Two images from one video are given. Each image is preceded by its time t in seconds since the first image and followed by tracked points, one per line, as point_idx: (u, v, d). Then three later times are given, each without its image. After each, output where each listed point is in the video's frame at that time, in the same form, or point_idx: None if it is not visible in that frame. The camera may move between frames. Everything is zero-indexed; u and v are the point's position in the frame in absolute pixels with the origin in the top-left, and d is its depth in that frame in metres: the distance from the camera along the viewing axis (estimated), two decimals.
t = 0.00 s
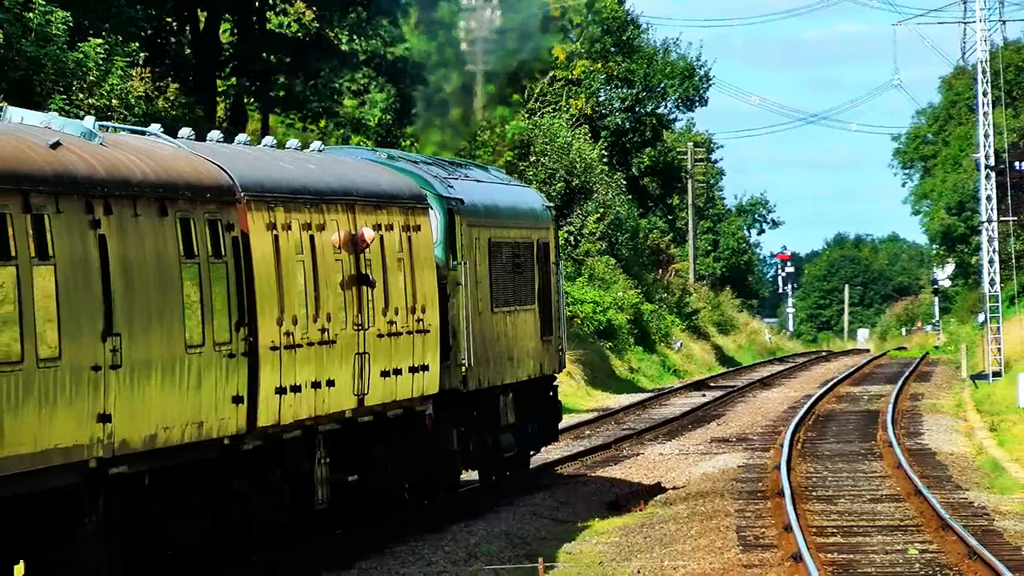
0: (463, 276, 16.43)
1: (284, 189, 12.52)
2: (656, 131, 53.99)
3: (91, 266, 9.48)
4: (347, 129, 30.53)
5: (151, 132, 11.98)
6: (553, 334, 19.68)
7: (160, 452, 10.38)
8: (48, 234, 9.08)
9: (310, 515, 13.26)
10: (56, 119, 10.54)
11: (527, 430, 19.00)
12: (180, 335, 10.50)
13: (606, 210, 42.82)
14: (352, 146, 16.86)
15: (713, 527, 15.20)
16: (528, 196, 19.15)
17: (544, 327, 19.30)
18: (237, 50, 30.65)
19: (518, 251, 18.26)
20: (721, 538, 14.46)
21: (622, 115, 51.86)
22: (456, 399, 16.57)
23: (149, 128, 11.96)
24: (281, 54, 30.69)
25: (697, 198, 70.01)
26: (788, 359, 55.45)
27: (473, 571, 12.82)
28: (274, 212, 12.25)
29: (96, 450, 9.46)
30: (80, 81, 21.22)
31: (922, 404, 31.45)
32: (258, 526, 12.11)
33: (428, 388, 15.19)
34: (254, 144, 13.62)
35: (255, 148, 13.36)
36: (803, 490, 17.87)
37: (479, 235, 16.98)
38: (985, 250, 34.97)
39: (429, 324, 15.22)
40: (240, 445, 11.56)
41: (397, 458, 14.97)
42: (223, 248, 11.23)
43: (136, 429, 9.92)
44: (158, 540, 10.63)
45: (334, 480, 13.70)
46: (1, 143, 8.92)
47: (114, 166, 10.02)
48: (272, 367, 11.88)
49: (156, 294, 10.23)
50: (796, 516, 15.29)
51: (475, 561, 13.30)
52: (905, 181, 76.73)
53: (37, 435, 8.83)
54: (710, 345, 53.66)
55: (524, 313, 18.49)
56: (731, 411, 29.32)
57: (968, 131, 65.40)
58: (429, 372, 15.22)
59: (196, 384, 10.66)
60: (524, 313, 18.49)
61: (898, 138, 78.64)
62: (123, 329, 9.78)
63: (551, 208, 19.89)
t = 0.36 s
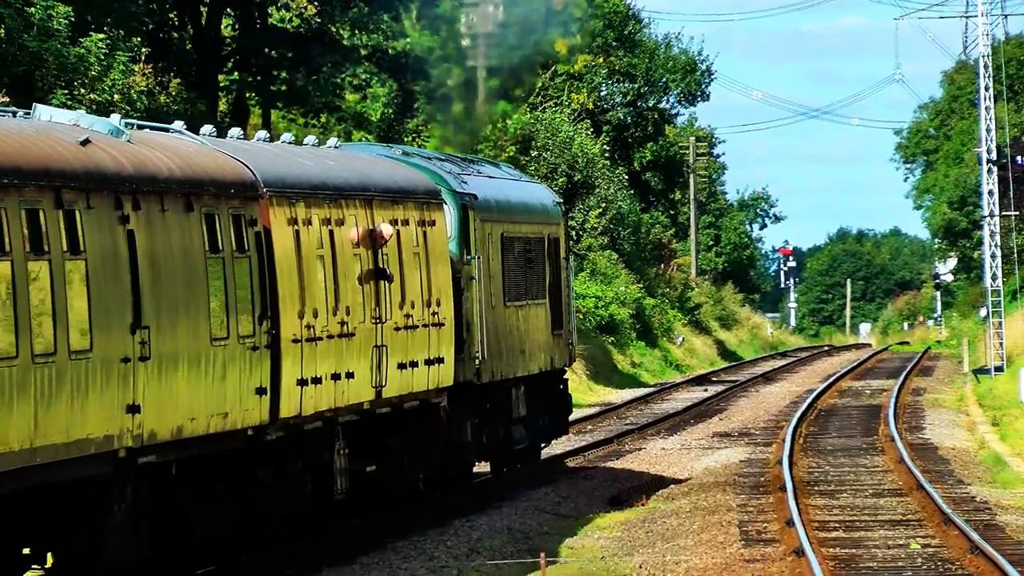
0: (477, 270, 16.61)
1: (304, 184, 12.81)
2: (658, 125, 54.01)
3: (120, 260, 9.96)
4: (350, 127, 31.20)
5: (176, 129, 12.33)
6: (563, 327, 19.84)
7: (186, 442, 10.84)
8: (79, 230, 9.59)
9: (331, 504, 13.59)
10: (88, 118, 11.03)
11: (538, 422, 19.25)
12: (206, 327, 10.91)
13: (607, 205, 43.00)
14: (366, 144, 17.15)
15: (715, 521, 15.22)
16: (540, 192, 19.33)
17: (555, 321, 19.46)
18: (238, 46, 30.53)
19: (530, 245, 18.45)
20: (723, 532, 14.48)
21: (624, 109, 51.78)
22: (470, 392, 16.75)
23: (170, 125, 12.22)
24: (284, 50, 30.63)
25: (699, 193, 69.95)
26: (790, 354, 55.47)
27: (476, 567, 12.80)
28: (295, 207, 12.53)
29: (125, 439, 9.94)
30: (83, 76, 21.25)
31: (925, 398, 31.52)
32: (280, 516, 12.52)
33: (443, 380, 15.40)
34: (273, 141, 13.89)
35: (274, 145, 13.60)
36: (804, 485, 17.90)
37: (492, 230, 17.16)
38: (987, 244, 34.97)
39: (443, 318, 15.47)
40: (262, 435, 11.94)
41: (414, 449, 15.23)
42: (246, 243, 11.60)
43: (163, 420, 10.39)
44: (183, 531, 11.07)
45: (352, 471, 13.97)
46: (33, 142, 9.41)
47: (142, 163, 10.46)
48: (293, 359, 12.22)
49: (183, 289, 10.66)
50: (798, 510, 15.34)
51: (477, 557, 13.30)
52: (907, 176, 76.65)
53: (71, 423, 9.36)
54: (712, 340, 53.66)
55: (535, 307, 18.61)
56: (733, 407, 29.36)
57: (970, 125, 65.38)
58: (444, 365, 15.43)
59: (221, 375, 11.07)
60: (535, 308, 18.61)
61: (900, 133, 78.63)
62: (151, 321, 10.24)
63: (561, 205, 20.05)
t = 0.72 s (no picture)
0: (487, 262, 17.11)
1: (322, 180, 13.29)
2: (657, 119, 53.97)
3: (145, 253, 10.30)
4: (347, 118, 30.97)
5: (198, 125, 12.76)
6: (570, 320, 20.28)
7: (209, 432, 11.21)
8: (107, 224, 9.91)
9: (346, 492, 14.10)
10: (114, 112, 11.35)
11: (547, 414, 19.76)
12: (229, 318, 11.32)
13: (605, 198, 43.03)
14: (378, 138, 17.60)
15: (714, 514, 15.24)
16: (546, 185, 19.76)
17: (562, 313, 19.90)
18: (236, 39, 30.65)
19: (537, 239, 18.92)
20: (722, 526, 14.50)
21: (623, 102, 51.54)
22: (479, 382, 17.29)
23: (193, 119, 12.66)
24: (282, 43, 30.68)
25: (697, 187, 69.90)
26: (788, 347, 55.46)
27: (474, 561, 12.84)
28: (313, 201, 12.99)
29: (149, 427, 10.26)
30: (81, 69, 21.24)
31: (923, 391, 31.59)
32: (297, 504, 13.02)
33: (455, 370, 15.93)
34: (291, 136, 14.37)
35: (292, 141, 14.08)
36: (804, 478, 17.93)
37: (500, 224, 17.63)
38: (986, 237, 34.96)
39: (454, 309, 15.95)
40: (282, 424, 12.40)
41: (426, 438, 15.78)
42: (267, 237, 12.04)
43: (186, 411, 10.72)
44: (205, 516, 11.56)
45: (369, 459, 14.52)
46: (63, 139, 9.75)
47: (166, 158, 10.81)
48: (313, 350, 12.68)
49: (205, 281, 11.04)
50: (797, 503, 15.36)
51: (475, 550, 13.34)
52: (906, 169, 76.56)
53: (99, 411, 9.64)
54: (710, 333, 53.66)
55: (542, 299, 19.06)
56: (732, 399, 29.40)
57: (968, 118, 65.31)
58: (455, 356, 15.90)
59: (242, 365, 11.47)
60: (542, 300, 19.06)
61: (898, 126, 78.56)
62: (175, 313, 10.59)
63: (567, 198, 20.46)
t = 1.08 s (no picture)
0: (497, 254, 17.09)
1: (338, 172, 13.36)
2: (655, 111, 53.93)
3: (169, 244, 10.47)
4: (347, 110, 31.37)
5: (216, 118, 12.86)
6: (576, 311, 20.35)
7: (230, 419, 11.38)
8: (133, 216, 10.08)
9: (361, 480, 14.28)
10: (137, 107, 11.52)
11: (553, 403, 19.85)
12: (250, 308, 11.49)
13: (604, 190, 43.09)
14: (388, 131, 17.61)
15: (712, 507, 15.23)
16: (551, 179, 19.80)
17: (569, 304, 19.94)
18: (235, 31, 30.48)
19: (545, 231, 18.95)
20: (720, 518, 14.50)
21: (621, 95, 51.82)
22: (489, 372, 17.34)
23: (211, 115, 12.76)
24: (280, 35, 30.34)
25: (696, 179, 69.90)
26: (787, 339, 55.51)
27: (473, 553, 12.84)
28: (329, 193, 13.08)
29: (174, 414, 10.45)
30: (80, 61, 21.23)
31: (922, 383, 31.60)
32: (312, 492, 13.22)
33: (466, 359, 15.96)
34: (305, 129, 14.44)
35: (306, 133, 14.13)
36: (802, 470, 17.93)
37: (510, 216, 17.66)
38: (984, 229, 34.92)
39: (466, 300, 15.98)
40: (300, 413, 12.58)
41: (439, 427, 15.93)
42: (286, 228, 12.17)
43: (208, 399, 10.90)
44: (223, 502, 11.77)
45: (382, 447, 14.70)
46: (90, 133, 9.92)
47: (188, 151, 10.95)
48: (330, 339, 12.85)
49: (228, 272, 11.21)
50: (795, 495, 15.36)
51: (474, 541, 13.35)
52: (904, 162, 76.59)
53: (126, 399, 9.83)
54: (710, 325, 53.69)
55: (550, 290, 19.11)
56: (730, 391, 29.39)
57: (967, 111, 65.29)
58: (466, 345, 15.96)
59: (262, 354, 11.65)
60: (550, 291, 19.11)
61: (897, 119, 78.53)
62: (197, 302, 10.76)
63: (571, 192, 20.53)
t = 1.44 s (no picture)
0: (504, 249, 17.31)
1: (352, 169, 13.71)
2: (652, 107, 53.86)
3: (192, 239, 10.69)
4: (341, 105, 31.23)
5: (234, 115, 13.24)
6: (581, 305, 20.45)
7: (248, 410, 11.55)
8: (157, 211, 10.28)
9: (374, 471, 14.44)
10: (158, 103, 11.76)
11: (557, 397, 19.93)
12: (269, 301, 11.75)
13: (601, 186, 43.06)
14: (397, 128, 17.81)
15: (708, 503, 15.22)
16: (557, 175, 20.02)
17: (573, 299, 20.14)
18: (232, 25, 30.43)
19: (551, 226, 19.19)
20: (716, 514, 14.48)
21: (618, 91, 51.98)
22: (497, 365, 17.57)
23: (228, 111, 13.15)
24: (278, 30, 30.30)
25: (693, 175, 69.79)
26: (784, 336, 55.47)
27: (468, 549, 12.80)
28: (344, 189, 13.47)
29: (195, 404, 10.65)
30: (77, 56, 21.20)
31: (918, 380, 31.59)
32: (326, 483, 13.35)
33: (473, 352, 16.30)
34: (317, 126, 14.79)
35: (319, 130, 14.48)
36: (799, 466, 17.92)
37: (517, 212, 17.93)
38: (981, 226, 34.90)
39: (474, 294, 16.34)
40: (316, 404, 12.76)
41: (448, 419, 16.09)
42: (303, 223, 12.49)
43: (228, 390, 11.13)
44: (244, 492, 11.87)
45: (394, 439, 14.88)
46: (116, 130, 10.15)
47: (210, 147, 11.21)
48: (345, 332, 13.18)
49: (247, 266, 11.44)
50: (792, 491, 15.35)
51: (470, 537, 13.33)
52: (901, 158, 76.51)
53: (149, 390, 10.03)
54: (706, 322, 53.66)
55: (555, 285, 19.34)
56: (726, 388, 29.34)
57: (964, 107, 65.29)
58: (474, 339, 16.31)
59: (280, 346, 11.90)
60: (556, 286, 19.34)
61: (893, 115, 78.47)
62: (218, 295, 10.99)
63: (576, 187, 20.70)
